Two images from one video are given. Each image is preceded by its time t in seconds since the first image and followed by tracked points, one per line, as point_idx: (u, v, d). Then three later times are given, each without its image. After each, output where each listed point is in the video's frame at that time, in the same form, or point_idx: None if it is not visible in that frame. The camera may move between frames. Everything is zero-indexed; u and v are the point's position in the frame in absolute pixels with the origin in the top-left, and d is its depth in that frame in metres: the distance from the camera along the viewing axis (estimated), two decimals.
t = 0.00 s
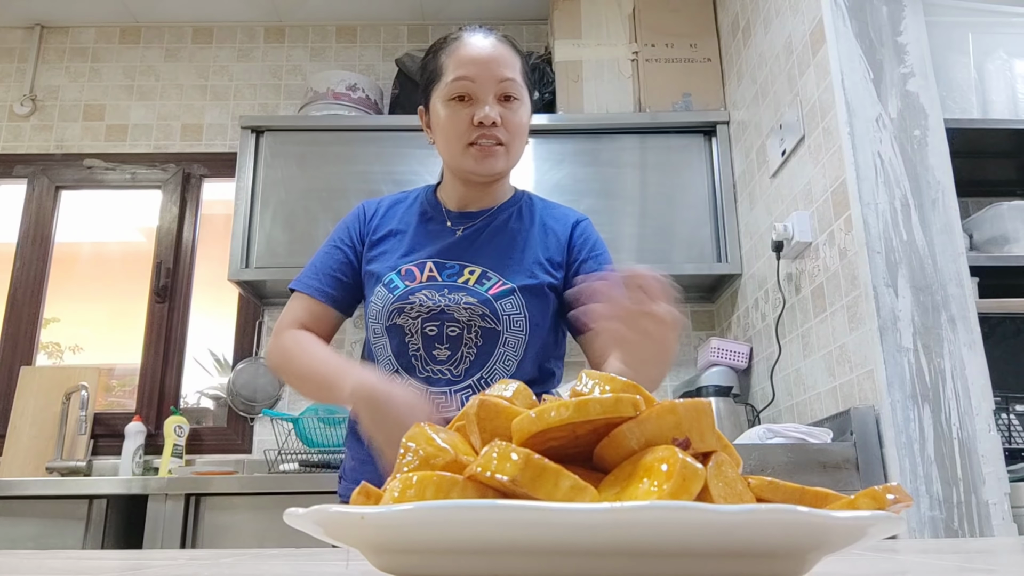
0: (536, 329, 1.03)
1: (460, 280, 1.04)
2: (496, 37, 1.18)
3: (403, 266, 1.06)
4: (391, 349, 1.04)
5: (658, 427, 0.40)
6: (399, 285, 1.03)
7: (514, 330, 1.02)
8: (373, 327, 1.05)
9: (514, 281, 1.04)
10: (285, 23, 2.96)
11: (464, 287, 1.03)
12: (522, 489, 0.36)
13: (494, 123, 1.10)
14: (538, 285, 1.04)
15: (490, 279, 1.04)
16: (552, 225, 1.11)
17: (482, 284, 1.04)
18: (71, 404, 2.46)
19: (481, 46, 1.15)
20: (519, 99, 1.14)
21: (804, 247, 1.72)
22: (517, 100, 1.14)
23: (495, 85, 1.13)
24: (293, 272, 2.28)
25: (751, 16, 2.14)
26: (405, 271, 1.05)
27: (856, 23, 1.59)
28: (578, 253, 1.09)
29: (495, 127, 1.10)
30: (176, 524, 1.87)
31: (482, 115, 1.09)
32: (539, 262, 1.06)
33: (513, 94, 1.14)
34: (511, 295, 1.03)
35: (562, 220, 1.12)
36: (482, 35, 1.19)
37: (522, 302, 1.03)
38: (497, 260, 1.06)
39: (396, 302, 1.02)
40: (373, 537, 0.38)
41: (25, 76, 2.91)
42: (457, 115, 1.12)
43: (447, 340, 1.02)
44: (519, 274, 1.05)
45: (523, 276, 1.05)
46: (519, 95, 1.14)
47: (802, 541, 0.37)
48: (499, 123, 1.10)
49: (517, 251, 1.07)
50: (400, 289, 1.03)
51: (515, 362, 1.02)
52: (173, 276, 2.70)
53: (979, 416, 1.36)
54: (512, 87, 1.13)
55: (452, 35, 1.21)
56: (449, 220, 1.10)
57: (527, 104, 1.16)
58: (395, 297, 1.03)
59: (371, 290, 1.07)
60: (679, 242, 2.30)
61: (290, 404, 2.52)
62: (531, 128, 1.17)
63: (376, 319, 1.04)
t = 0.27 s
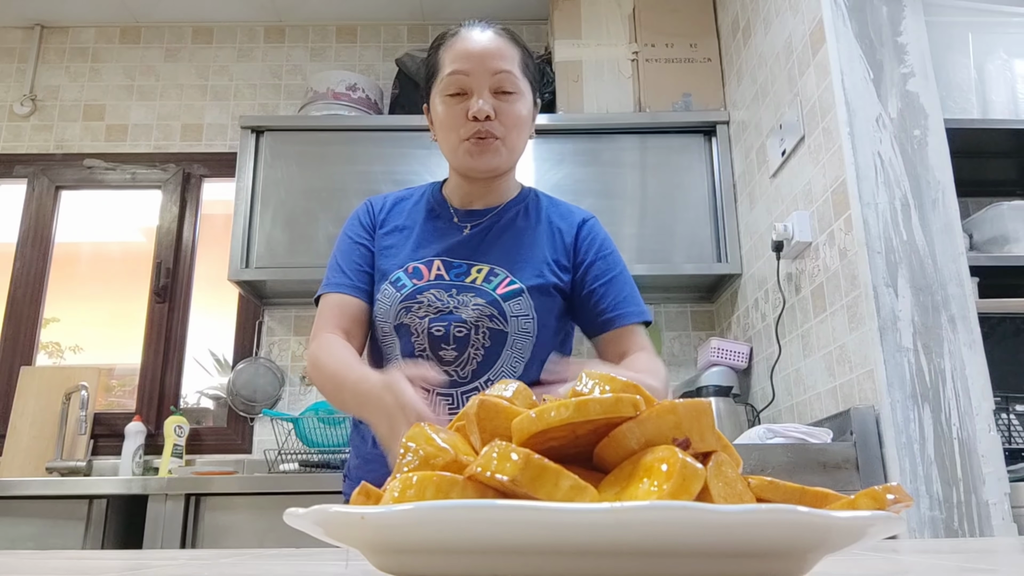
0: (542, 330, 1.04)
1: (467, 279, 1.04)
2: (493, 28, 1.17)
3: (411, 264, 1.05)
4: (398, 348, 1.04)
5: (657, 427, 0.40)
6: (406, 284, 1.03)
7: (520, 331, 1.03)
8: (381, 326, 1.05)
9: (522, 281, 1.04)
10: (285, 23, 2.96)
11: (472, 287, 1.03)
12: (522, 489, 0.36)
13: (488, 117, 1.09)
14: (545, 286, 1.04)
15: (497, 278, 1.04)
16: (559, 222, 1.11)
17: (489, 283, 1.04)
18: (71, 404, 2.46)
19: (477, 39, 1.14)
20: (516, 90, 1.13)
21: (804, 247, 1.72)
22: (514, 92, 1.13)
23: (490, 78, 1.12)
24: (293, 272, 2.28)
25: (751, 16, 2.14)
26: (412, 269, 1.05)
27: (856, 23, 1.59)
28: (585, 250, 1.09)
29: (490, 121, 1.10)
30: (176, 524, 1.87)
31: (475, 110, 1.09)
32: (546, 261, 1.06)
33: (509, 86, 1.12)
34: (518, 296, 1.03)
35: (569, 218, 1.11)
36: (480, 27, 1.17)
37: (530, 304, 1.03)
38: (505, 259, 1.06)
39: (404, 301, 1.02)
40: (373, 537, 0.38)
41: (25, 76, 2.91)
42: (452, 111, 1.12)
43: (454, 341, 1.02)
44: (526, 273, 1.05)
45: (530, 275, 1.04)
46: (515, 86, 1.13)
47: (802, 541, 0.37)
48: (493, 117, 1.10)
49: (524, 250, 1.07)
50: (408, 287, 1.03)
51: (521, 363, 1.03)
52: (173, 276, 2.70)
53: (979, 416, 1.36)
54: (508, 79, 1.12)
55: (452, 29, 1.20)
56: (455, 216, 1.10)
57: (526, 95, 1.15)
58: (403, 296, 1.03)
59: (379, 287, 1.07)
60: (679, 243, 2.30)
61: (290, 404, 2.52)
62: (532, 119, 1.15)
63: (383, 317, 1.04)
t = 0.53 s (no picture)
0: (555, 326, 1.04)
1: (476, 275, 1.03)
2: (504, 18, 1.16)
3: (417, 263, 1.04)
4: (408, 348, 1.03)
5: (658, 426, 0.40)
6: (414, 283, 1.03)
7: (533, 327, 1.02)
8: (389, 327, 1.05)
9: (533, 276, 1.03)
10: (285, 23, 2.96)
11: (482, 283, 1.02)
12: (522, 489, 0.36)
13: (491, 106, 1.08)
14: (556, 281, 1.04)
15: (508, 273, 1.03)
16: (566, 216, 1.10)
17: (499, 279, 1.03)
18: (71, 405, 2.46)
19: (487, 27, 1.13)
20: (523, 80, 1.12)
21: (804, 247, 1.72)
22: (520, 82, 1.12)
23: (497, 66, 1.11)
24: (293, 272, 2.28)
25: (751, 16, 2.14)
26: (419, 267, 1.04)
27: (856, 23, 1.59)
28: (591, 246, 1.09)
29: (494, 110, 1.09)
30: (176, 524, 1.87)
31: (479, 97, 1.08)
32: (556, 256, 1.06)
33: (516, 76, 1.11)
34: (530, 292, 1.02)
35: (575, 212, 1.11)
36: (491, 16, 1.16)
37: (542, 300, 1.03)
38: (515, 254, 1.05)
39: (413, 301, 1.02)
40: (373, 537, 0.38)
41: (25, 76, 2.91)
42: (456, 98, 1.11)
43: (465, 339, 1.01)
44: (537, 268, 1.04)
45: (541, 271, 1.04)
46: (523, 77, 1.12)
47: (801, 541, 0.37)
48: (496, 106, 1.08)
49: (534, 245, 1.06)
50: (416, 286, 1.03)
51: (534, 359, 1.03)
52: (173, 276, 2.70)
53: (979, 416, 1.36)
54: (514, 69, 1.11)
55: (461, 18, 1.19)
56: (460, 211, 1.09)
57: (533, 86, 1.13)
58: (411, 295, 1.02)
59: (385, 286, 1.06)
60: (679, 243, 2.30)
61: (290, 404, 2.52)
62: (538, 111, 1.14)
63: (392, 318, 1.04)
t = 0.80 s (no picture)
0: (558, 326, 1.04)
1: (478, 275, 1.03)
2: (506, 14, 1.16)
3: (419, 264, 1.04)
4: (411, 350, 1.03)
5: (658, 426, 0.40)
6: (416, 285, 1.02)
7: (537, 328, 1.03)
8: (391, 329, 1.04)
9: (536, 276, 1.03)
10: (285, 23, 2.96)
11: (484, 283, 1.02)
12: (522, 490, 0.36)
13: (492, 96, 1.07)
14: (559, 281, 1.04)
15: (510, 273, 1.03)
16: (567, 214, 1.10)
17: (501, 279, 1.03)
18: (71, 404, 2.46)
19: (488, 22, 1.13)
20: (524, 74, 1.11)
21: (804, 247, 1.72)
22: (521, 76, 1.11)
23: (498, 59, 1.10)
24: (293, 272, 2.28)
25: (751, 16, 2.14)
26: (420, 268, 1.03)
27: (856, 23, 1.59)
28: (593, 245, 1.09)
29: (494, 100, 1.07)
30: (176, 524, 1.87)
31: (479, 87, 1.07)
32: (558, 257, 1.06)
33: (516, 70, 1.11)
34: (534, 293, 1.02)
35: (576, 211, 1.11)
36: (493, 13, 1.16)
37: (545, 300, 1.03)
38: (516, 253, 1.05)
39: (415, 303, 1.02)
40: (373, 537, 0.38)
41: (25, 76, 2.91)
42: (456, 88, 1.10)
43: (470, 341, 1.02)
44: (540, 269, 1.04)
45: (544, 271, 1.04)
46: (524, 71, 1.11)
47: (801, 542, 0.37)
48: (497, 96, 1.07)
49: (537, 246, 1.06)
50: (417, 288, 1.02)
51: (538, 359, 1.03)
52: (173, 276, 2.70)
53: (979, 416, 1.36)
54: (515, 63, 1.11)
55: (462, 14, 1.19)
56: (461, 210, 1.09)
57: (534, 81, 1.13)
58: (413, 298, 1.02)
59: (385, 288, 1.05)
60: (679, 242, 2.30)
61: (290, 404, 2.52)
62: (538, 106, 1.13)
63: (394, 320, 1.03)
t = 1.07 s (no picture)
0: (557, 328, 1.04)
1: (478, 276, 1.03)
2: (497, 17, 1.16)
3: (418, 264, 1.04)
4: (409, 349, 1.03)
5: (658, 426, 0.40)
6: (415, 285, 1.02)
7: (536, 329, 1.03)
8: (390, 329, 1.04)
9: (534, 278, 1.04)
10: (285, 23, 2.96)
11: (483, 284, 1.03)
12: (522, 489, 0.36)
13: (487, 100, 1.07)
14: (558, 283, 1.04)
15: (509, 275, 1.04)
16: (565, 217, 1.11)
17: (501, 280, 1.03)
18: (71, 404, 2.46)
19: (480, 25, 1.13)
20: (517, 76, 1.11)
21: (804, 247, 1.72)
22: (514, 78, 1.11)
23: (491, 62, 1.11)
24: (293, 272, 2.28)
25: (751, 16, 2.14)
26: (419, 268, 1.04)
27: (856, 23, 1.59)
28: (590, 248, 1.09)
29: (490, 105, 1.08)
30: (176, 524, 1.87)
31: (475, 92, 1.07)
32: (557, 259, 1.06)
33: (510, 73, 1.11)
34: (533, 294, 1.03)
35: (575, 214, 1.12)
36: (485, 16, 1.17)
37: (544, 301, 1.03)
38: (516, 255, 1.06)
39: (414, 302, 1.02)
40: (373, 537, 0.38)
41: (25, 76, 2.91)
42: (451, 95, 1.10)
43: (469, 341, 1.02)
44: (538, 271, 1.05)
45: (542, 273, 1.04)
46: (517, 73, 1.11)
47: (801, 542, 0.37)
48: (492, 100, 1.08)
49: (535, 247, 1.06)
50: (417, 288, 1.02)
51: (537, 361, 1.03)
52: (173, 276, 2.70)
53: (979, 416, 1.36)
54: (509, 65, 1.11)
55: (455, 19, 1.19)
56: (460, 212, 1.09)
57: (528, 83, 1.13)
58: (413, 297, 1.02)
59: (384, 288, 1.05)
60: (679, 242, 2.30)
61: (290, 404, 2.52)
62: (533, 107, 1.13)
63: (393, 319, 1.03)
